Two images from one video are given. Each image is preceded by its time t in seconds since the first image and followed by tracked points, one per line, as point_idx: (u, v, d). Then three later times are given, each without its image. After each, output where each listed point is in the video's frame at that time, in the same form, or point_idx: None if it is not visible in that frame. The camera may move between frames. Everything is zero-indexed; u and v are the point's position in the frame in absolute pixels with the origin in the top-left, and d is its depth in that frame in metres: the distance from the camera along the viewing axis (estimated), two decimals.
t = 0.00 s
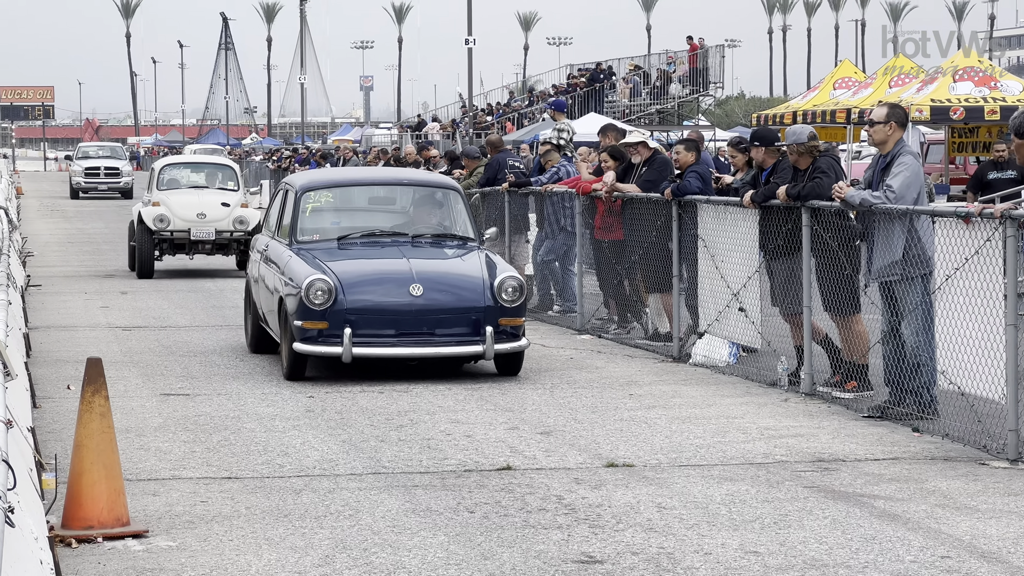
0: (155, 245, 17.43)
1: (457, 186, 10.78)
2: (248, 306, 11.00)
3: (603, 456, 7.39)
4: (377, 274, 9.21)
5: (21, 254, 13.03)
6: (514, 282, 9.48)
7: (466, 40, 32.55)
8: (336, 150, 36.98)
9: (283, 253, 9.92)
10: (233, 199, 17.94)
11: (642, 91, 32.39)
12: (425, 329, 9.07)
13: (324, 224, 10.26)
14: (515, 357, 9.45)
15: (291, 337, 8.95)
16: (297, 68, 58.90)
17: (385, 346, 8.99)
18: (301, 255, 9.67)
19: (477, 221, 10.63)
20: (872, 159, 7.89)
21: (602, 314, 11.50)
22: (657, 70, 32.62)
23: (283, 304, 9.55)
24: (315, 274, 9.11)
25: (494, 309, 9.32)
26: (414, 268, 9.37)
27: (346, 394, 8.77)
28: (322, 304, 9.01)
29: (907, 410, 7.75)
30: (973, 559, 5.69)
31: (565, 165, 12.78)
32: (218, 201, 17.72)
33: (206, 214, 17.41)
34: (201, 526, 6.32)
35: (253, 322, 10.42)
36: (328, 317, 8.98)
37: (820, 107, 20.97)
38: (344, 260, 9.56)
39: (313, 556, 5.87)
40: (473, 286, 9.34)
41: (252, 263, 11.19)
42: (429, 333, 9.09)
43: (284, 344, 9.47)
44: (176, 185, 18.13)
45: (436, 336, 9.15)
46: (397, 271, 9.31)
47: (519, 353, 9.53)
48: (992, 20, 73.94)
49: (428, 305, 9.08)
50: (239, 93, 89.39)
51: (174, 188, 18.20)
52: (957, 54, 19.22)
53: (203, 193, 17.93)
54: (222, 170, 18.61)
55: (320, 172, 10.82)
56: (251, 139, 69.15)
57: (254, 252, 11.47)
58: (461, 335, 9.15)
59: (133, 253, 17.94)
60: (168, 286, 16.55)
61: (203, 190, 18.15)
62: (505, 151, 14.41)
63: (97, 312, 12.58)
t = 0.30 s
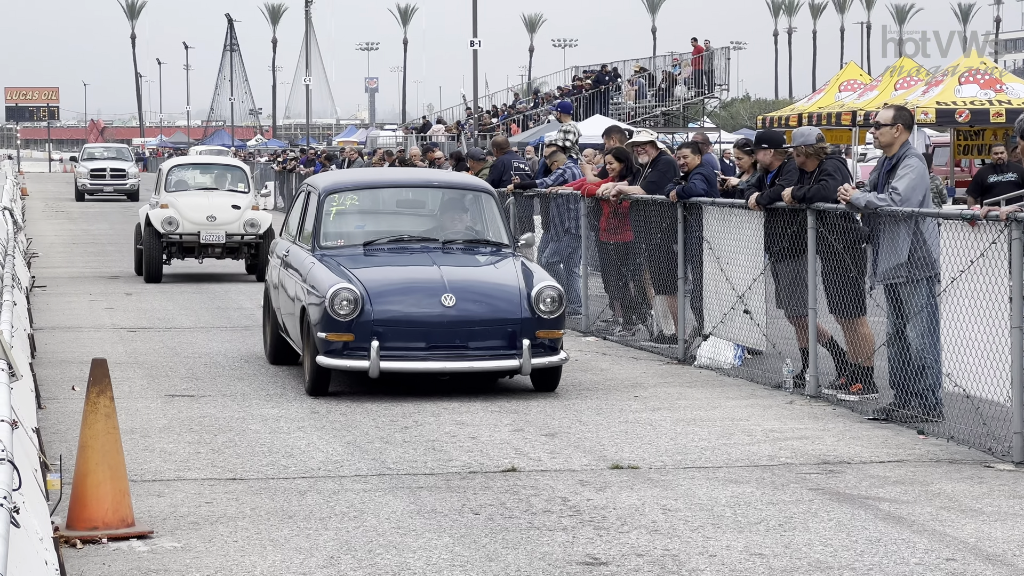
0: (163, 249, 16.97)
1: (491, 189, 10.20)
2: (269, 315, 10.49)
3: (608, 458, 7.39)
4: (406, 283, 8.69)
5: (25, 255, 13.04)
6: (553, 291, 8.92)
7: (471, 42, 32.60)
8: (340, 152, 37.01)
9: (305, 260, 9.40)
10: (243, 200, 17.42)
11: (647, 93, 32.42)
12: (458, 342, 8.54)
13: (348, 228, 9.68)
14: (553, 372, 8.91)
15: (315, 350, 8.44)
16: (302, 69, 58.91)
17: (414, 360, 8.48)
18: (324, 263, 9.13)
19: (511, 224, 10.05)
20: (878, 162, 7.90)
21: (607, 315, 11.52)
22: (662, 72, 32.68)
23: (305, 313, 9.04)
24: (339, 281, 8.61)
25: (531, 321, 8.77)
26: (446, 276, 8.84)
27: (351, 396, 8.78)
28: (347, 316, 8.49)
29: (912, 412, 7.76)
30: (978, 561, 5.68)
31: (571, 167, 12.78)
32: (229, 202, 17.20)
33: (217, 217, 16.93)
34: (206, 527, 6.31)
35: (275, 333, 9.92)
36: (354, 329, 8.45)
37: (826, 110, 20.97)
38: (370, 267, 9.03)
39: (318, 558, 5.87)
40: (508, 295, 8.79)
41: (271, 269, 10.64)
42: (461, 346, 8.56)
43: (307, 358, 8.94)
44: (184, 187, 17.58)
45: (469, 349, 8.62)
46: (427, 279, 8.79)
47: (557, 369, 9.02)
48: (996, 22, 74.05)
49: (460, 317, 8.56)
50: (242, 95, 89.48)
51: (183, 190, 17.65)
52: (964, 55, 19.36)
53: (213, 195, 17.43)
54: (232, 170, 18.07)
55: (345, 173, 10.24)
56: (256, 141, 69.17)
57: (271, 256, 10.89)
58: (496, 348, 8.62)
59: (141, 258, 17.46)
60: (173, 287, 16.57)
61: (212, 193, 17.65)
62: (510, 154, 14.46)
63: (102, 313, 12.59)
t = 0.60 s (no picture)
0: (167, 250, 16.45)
1: (522, 189, 9.59)
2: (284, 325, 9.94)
3: (608, 457, 7.40)
4: (432, 291, 8.11)
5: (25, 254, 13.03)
6: (590, 300, 8.34)
7: (472, 41, 32.62)
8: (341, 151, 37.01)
9: (323, 266, 8.83)
10: (250, 201, 16.95)
11: (648, 93, 32.42)
12: (489, 354, 7.97)
13: (370, 232, 9.11)
14: (590, 387, 8.36)
15: (336, 364, 7.90)
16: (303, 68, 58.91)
17: (442, 374, 7.90)
18: (344, 269, 8.55)
19: (541, 228, 9.48)
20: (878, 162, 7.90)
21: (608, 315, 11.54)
22: (663, 72, 32.70)
23: (324, 323, 8.47)
24: (361, 290, 8.04)
25: (566, 332, 8.19)
26: (475, 284, 8.27)
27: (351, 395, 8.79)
28: (370, 326, 7.92)
29: (913, 412, 7.76)
30: (978, 561, 5.69)
31: (570, 167, 12.78)
32: (235, 202, 16.71)
33: (224, 217, 16.43)
34: (206, 526, 6.32)
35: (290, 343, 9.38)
36: (377, 341, 7.89)
37: (827, 110, 20.99)
38: (392, 273, 8.47)
39: (318, 557, 5.87)
40: (543, 304, 8.21)
41: (287, 272, 10.05)
42: (493, 359, 7.99)
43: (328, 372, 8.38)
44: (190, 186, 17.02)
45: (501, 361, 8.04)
46: (455, 287, 8.20)
47: (595, 383, 8.50)
48: (997, 22, 74.06)
49: (492, 328, 7.98)
50: (242, 95, 89.47)
51: (187, 190, 17.11)
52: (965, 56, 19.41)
53: (220, 194, 16.93)
54: (237, 170, 17.58)
55: (367, 173, 9.64)
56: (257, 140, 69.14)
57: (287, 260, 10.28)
58: (529, 360, 8.05)
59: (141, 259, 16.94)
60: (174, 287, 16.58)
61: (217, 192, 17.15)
62: (511, 153, 14.48)
63: (102, 312, 12.59)
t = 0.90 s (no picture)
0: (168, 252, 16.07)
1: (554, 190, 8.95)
2: (297, 330, 9.38)
3: (605, 454, 7.40)
4: (459, 300, 7.53)
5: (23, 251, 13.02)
6: (630, 310, 7.73)
7: (470, 39, 32.62)
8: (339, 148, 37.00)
9: (340, 271, 8.24)
10: (253, 199, 16.57)
11: (646, 90, 32.42)
12: (521, 368, 7.40)
13: (390, 234, 8.46)
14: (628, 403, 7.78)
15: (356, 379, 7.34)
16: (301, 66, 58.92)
17: (471, 389, 7.33)
18: (363, 275, 7.95)
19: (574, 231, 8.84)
20: (876, 159, 7.91)
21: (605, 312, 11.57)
22: (660, 69, 32.70)
23: (343, 334, 7.89)
24: (384, 299, 7.45)
25: (603, 344, 7.60)
26: (505, 291, 7.68)
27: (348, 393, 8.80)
28: (392, 338, 7.34)
29: (910, 409, 7.76)
30: (975, 558, 5.69)
31: (567, 165, 12.77)
32: (238, 201, 16.33)
33: (226, 216, 16.03)
34: (204, 523, 6.31)
35: (304, 352, 8.82)
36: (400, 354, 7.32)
37: (824, 107, 21.01)
38: (415, 279, 7.88)
39: (316, 553, 5.87)
40: (578, 315, 7.62)
41: (301, 275, 9.44)
42: (525, 373, 7.41)
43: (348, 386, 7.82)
44: (191, 183, 16.66)
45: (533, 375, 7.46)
46: (483, 295, 7.62)
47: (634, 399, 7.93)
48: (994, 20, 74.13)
49: (525, 339, 7.40)
50: (239, 92, 89.43)
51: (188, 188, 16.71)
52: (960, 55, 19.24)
53: (222, 192, 16.53)
54: (240, 167, 17.17)
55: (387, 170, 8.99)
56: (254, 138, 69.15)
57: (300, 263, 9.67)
58: (564, 375, 7.48)
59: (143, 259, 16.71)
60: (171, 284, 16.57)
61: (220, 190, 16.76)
62: (507, 150, 14.49)
63: (99, 308, 12.58)
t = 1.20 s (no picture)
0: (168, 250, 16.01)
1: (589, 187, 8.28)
2: (310, 337, 8.83)
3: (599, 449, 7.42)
4: (490, 309, 6.90)
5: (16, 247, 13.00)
6: (673, 319, 7.08)
7: (465, 34, 32.62)
8: (333, 144, 37.03)
9: (358, 275, 7.63)
10: (255, 195, 16.51)
11: (640, 86, 32.47)
12: (555, 383, 6.79)
13: (410, 236, 7.79)
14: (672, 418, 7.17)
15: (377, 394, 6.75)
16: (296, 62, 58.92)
17: (501, 406, 6.73)
18: (385, 280, 7.33)
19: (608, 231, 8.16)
20: (869, 154, 7.92)
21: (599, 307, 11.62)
22: (654, 64, 32.76)
23: (363, 344, 7.29)
24: (406, 306, 6.84)
25: (644, 356, 6.97)
26: (538, 299, 7.05)
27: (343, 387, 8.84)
28: (416, 349, 6.74)
29: (903, 404, 7.77)
30: (968, 553, 5.70)
31: (561, 158, 12.72)
32: (240, 198, 16.28)
33: (227, 213, 15.98)
34: (197, 518, 6.31)
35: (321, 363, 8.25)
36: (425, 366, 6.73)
37: (818, 103, 21.06)
38: (441, 283, 7.24)
39: (309, 548, 5.87)
40: (617, 325, 6.99)
41: (314, 278, 8.83)
42: (560, 388, 6.81)
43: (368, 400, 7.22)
44: (190, 179, 16.61)
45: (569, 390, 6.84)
46: (514, 302, 7.00)
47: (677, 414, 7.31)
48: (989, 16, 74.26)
49: (560, 351, 6.80)
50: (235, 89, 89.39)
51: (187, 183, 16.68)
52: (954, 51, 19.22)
53: (223, 188, 16.48)
54: (241, 162, 17.12)
55: (408, 165, 8.30)
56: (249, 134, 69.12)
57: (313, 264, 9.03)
58: (602, 390, 6.87)
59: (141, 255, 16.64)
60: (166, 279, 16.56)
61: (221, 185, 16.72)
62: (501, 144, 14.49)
63: (94, 304, 12.57)
